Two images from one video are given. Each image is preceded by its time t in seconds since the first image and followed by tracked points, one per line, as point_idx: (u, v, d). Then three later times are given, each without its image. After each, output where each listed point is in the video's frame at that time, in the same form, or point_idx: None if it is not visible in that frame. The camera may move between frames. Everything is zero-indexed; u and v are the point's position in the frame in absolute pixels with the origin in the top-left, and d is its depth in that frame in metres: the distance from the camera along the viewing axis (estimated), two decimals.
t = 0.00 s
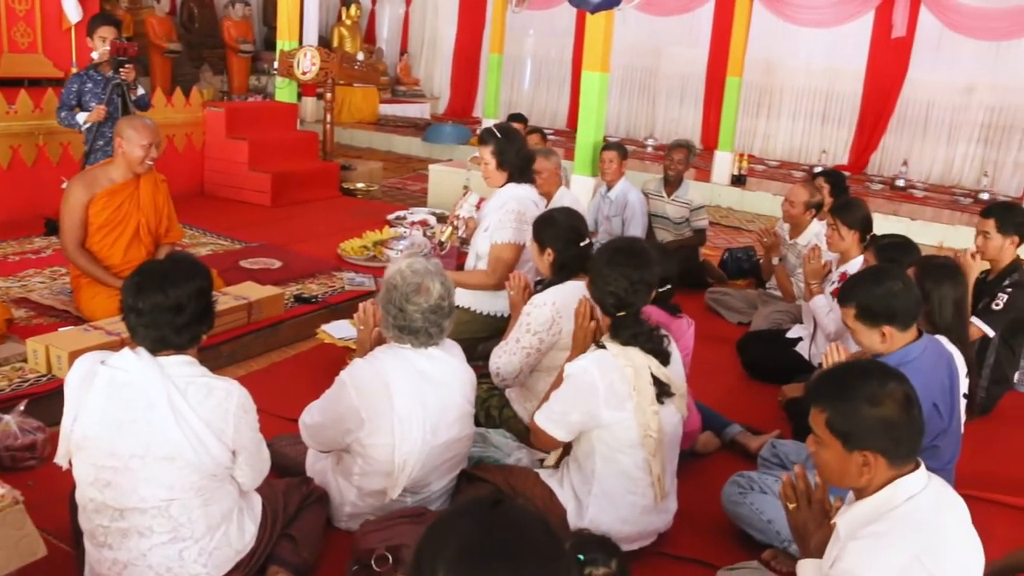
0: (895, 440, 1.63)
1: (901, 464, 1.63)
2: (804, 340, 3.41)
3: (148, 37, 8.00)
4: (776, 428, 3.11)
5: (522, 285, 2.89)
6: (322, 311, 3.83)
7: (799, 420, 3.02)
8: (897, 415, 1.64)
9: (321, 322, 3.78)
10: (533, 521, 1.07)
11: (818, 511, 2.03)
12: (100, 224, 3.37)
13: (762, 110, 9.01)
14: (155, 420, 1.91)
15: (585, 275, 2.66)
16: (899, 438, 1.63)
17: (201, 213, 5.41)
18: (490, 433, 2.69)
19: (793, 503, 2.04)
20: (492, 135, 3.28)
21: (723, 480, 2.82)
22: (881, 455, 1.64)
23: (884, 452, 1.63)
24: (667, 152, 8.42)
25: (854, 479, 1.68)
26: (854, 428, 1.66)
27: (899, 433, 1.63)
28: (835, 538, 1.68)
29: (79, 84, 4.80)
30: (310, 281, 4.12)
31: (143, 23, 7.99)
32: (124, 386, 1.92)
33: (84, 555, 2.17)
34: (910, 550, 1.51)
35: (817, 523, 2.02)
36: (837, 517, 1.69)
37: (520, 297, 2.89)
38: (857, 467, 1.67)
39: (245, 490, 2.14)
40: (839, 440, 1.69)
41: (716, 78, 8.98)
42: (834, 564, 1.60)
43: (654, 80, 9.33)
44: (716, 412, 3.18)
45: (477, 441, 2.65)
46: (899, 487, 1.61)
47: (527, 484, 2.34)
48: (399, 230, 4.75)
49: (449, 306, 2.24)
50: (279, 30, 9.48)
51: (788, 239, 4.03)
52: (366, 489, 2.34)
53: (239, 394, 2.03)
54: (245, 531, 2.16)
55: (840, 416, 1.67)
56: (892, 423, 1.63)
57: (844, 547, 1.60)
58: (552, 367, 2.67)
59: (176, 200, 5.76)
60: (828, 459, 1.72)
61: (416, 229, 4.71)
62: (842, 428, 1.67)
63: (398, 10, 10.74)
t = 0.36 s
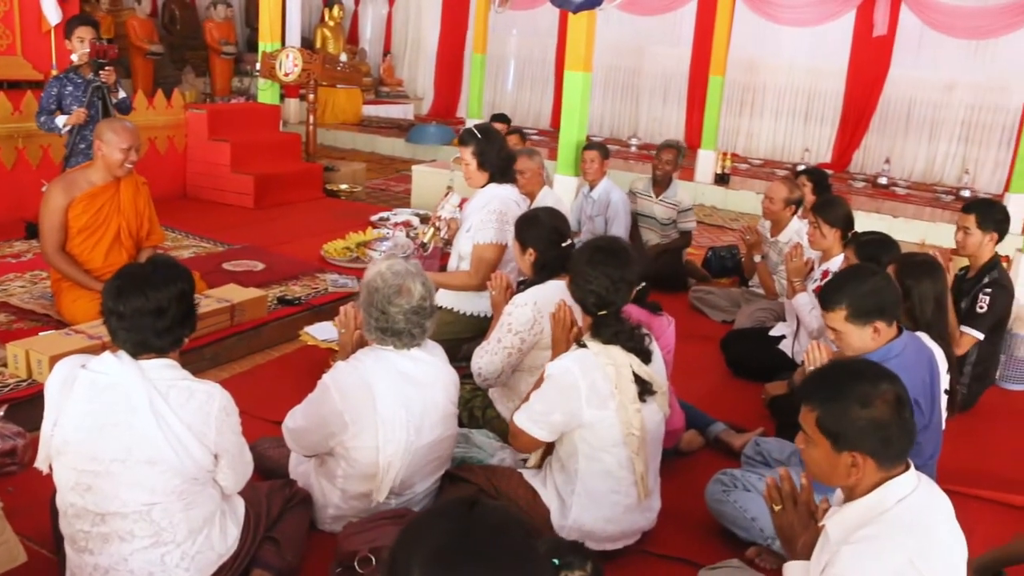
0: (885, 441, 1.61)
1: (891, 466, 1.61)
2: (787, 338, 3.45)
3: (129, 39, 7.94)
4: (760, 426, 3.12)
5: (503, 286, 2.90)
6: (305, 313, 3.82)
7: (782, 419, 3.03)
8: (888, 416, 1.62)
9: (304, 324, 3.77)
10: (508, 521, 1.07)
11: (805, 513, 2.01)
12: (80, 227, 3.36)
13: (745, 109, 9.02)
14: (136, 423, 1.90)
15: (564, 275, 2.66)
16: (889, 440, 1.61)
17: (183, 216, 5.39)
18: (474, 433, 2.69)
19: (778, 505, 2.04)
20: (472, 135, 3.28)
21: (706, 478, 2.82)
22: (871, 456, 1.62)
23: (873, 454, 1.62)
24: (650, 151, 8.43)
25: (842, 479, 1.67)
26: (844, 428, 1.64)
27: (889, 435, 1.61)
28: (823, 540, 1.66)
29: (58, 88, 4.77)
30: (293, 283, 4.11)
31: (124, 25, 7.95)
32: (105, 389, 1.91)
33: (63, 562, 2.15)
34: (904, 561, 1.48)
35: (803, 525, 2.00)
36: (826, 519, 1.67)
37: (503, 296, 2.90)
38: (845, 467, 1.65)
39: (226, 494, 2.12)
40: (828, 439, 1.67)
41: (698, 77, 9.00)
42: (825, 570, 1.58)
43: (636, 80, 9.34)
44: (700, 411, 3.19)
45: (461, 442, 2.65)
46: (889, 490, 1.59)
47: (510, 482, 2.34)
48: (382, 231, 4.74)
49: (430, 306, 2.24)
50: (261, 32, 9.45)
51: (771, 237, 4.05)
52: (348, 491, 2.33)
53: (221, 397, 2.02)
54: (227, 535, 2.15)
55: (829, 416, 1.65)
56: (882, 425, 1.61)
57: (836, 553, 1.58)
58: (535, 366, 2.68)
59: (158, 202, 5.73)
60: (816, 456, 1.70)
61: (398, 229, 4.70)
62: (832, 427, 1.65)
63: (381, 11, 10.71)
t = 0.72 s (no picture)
0: (882, 452, 1.57)
1: (889, 477, 1.58)
2: (780, 335, 3.43)
3: (117, 41, 7.92)
4: (753, 424, 3.10)
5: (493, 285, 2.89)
6: (295, 314, 3.80)
7: (775, 416, 3.02)
8: (889, 428, 1.58)
9: (295, 325, 3.75)
10: (488, 521, 1.05)
11: (801, 517, 1.98)
12: (66, 230, 3.34)
13: (737, 105, 9.01)
14: (123, 427, 1.88)
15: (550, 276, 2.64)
16: (887, 453, 1.57)
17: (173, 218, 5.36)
18: (465, 434, 2.68)
19: (774, 509, 2.00)
20: (460, 135, 3.27)
21: (699, 478, 2.81)
22: (868, 465, 1.59)
23: (869, 463, 1.59)
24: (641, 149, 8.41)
25: (838, 481, 1.65)
26: (844, 431, 1.61)
27: (887, 446, 1.57)
28: (821, 547, 1.63)
29: (45, 89, 4.74)
30: (283, 285, 4.09)
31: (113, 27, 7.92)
32: (89, 393, 1.89)
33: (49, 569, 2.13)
34: (907, 572, 1.46)
35: (799, 530, 1.97)
36: (824, 525, 1.64)
37: (493, 296, 2.89)
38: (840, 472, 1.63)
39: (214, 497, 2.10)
40: (827, 440, 1.64)
41: (690, 73, 8.98)
42: None
43: (629, 75, 9.30)
44: (693, 409, 3.17)
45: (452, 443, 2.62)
46: (888, 500, 1.56)
47: (502, 484, 2.32)
48: (373, 231, 4.72)
49: (418, 306, 2.21)
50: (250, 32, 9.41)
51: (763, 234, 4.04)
52: (339, 493, 2.31)
53: (209, 399, 1.99)
54: (216, 539, 2.13)
55: (831, 416, 1.62)
56: (882, 436, 1.57)
57: (835, 563, 1.57)
58: (527, 365, 2.66)
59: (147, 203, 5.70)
60: (815, 456, 1.68)
61: (388, 229, 4.68)
62: (832, 427, 1.62)
63: (371, 10, 10.68)
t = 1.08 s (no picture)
0: (868, 442, 1.61)
1: (872, 466, 1.62)
2: (777, 333, 3.44)
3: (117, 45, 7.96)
4: (751, 421, 3.11)
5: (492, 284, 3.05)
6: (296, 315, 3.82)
7: (773, 413, 3.03)
8: (875, 419, 1.60)
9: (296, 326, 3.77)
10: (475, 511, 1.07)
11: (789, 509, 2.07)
12: (67, 231, 3.36)
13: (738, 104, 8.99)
14: (120, 428, 1.89)
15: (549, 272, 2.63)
16: (872, 444, 1.60)
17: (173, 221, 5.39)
18: (465, 433, 2.69)
19: (763, 501, 2.09)
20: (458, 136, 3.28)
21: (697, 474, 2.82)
22: (851, 454, 1.62)
23: (853, 453, 1.62)
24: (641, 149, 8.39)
25: (822, 468, 1.69)
26: (830, 421, 1.64)
27: (872, 436, 1.60)
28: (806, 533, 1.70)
29: (50, 92, 4.77)
30: (284, 287, 4.10)
31: (113, 31, 7.95)
32: (89, 393, 1.91)
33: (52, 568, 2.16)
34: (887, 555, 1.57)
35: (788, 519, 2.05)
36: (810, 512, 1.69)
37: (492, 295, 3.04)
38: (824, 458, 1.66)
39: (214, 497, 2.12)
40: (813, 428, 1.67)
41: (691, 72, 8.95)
42: (807, 562, 1.64)
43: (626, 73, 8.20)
44: (690, 406, 3.19)
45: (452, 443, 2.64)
46: (871, 487, 1.61)
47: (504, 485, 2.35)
48: (372, 232, 4.74)
49: (413, 306, 2.23)
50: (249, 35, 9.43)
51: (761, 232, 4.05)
52: (339, 492, 2.32)
53: (208, 399, 2.02)
54: (217, 538, 2.15)
55: (819, 405, 1.65)
56: (868, 427, 1.60)
57: (818, 546, 1.64)
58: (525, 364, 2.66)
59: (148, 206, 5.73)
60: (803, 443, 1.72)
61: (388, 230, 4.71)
62: (820, 417, 1.65)
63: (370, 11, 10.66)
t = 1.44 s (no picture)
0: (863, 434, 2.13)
1: (872, 456, 2.15)
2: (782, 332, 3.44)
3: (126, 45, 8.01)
4: (754, 421, 3.11)
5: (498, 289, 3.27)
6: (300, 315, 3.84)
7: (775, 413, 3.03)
8: (873, 413, 2.13)
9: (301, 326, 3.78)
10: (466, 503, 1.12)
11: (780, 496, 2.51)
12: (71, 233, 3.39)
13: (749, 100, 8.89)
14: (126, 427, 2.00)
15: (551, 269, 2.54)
16: (872, 438, 2.14)
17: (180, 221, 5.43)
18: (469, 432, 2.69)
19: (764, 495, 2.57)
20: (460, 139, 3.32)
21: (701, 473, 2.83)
22: (849, 445, 2.15)
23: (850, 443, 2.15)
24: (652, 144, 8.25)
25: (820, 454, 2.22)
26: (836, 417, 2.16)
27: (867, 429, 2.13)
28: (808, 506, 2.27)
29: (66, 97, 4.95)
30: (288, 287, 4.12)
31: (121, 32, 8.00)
32: (96, 392, 1.98)
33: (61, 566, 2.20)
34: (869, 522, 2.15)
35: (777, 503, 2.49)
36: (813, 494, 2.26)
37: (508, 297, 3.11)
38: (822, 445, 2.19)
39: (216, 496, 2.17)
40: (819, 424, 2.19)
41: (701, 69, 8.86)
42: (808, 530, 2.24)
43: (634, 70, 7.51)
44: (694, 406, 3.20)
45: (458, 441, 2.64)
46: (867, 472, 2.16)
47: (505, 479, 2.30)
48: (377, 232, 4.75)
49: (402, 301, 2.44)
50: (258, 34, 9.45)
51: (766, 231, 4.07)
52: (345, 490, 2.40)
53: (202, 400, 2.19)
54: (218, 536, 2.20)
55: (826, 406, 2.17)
56: (866, 418, 2.13)
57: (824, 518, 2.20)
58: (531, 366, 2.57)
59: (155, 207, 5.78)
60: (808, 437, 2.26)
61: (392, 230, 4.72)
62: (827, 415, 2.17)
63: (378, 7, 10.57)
